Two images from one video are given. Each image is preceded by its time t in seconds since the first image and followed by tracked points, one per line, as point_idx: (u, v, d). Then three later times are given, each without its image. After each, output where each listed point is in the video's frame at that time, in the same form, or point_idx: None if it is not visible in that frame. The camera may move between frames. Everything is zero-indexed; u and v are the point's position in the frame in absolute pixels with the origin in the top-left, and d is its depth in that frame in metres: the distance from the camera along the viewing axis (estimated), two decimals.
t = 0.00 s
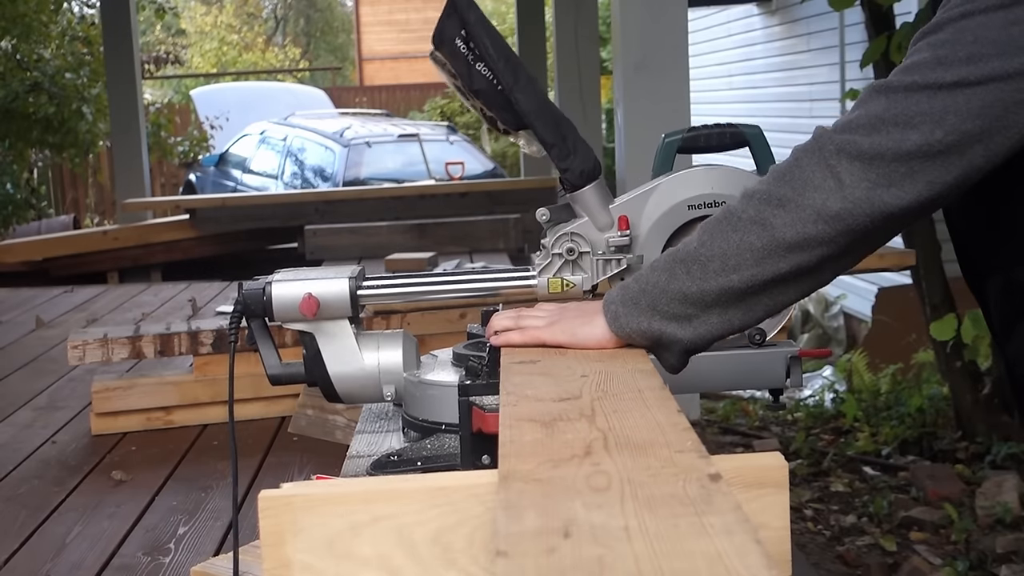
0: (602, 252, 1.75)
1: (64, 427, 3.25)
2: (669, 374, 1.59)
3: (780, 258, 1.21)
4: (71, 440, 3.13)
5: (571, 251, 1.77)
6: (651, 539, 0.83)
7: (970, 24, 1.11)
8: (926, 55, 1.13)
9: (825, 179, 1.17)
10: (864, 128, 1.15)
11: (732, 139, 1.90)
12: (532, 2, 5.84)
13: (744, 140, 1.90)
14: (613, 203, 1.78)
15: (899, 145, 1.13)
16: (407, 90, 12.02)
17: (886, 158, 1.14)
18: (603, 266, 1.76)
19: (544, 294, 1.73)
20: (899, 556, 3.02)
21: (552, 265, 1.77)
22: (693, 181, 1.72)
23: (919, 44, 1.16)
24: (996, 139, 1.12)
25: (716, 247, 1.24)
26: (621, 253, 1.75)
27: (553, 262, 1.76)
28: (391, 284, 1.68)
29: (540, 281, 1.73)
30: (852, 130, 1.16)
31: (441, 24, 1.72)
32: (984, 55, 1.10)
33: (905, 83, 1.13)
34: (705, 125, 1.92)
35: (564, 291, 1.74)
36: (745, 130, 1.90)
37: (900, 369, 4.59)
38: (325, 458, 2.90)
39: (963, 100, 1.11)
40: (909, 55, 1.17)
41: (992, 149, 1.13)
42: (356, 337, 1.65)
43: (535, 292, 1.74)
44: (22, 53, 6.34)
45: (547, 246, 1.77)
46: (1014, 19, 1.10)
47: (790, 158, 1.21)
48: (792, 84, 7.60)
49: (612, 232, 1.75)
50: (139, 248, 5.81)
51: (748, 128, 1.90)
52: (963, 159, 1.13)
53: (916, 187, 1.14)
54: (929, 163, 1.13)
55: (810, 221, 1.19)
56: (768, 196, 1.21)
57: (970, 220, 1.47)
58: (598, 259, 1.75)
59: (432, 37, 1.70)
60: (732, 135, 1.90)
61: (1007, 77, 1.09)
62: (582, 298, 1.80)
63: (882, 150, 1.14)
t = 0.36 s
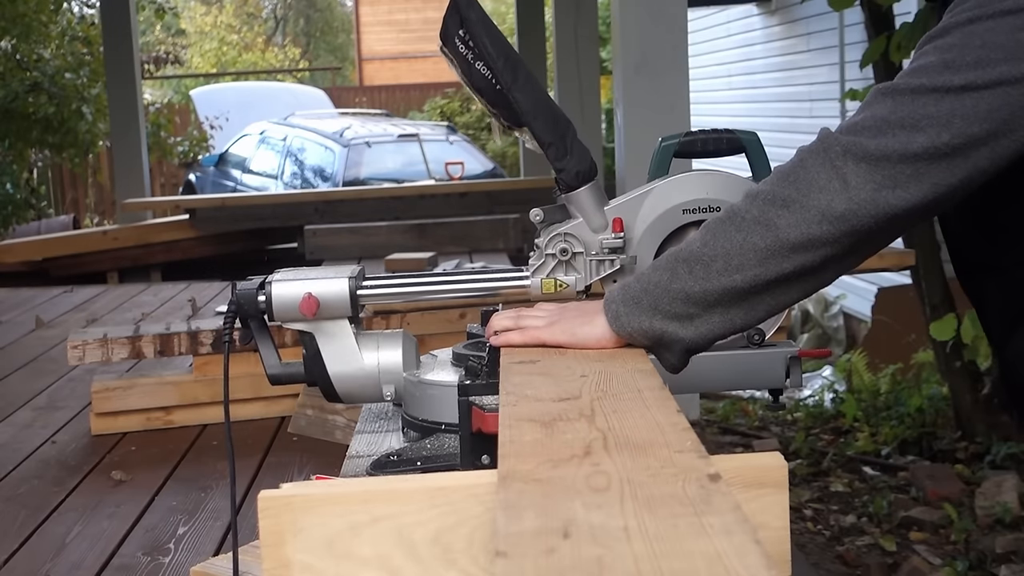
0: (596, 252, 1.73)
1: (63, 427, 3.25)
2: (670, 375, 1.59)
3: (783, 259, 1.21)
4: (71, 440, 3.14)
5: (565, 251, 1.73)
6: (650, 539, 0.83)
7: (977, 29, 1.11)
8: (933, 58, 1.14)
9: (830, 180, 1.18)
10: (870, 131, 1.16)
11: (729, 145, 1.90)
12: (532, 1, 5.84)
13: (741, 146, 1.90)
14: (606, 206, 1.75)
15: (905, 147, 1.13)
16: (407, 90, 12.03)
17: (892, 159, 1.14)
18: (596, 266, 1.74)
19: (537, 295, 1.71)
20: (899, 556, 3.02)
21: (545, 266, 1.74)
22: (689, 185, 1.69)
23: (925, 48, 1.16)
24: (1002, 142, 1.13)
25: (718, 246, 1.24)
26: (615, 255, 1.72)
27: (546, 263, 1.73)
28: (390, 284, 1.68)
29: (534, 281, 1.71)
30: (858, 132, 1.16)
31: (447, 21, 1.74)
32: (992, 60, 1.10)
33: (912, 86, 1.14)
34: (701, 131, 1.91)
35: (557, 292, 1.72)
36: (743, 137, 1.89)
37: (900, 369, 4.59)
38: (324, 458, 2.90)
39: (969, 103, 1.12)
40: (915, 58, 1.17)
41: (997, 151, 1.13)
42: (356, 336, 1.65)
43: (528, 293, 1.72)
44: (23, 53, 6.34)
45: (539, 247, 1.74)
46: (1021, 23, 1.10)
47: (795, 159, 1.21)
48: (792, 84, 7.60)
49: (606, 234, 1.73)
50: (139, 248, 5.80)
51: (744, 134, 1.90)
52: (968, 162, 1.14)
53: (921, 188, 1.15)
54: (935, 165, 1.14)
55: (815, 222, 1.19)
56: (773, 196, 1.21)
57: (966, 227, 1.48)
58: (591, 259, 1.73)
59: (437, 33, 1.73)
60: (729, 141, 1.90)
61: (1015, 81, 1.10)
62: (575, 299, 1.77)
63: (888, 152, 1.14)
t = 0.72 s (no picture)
0: (587, 253, 1.73)
1: (63, 427, 3.25)
2: (671, 374, 1.59)
3: (784, 260, 1.21)
4: (71, 440, 3.13)
5: (556, 251, 1.73)
6: (650, 539, 0.83)
7: (977, 31, 1.12)
8: (933, 59, 1.14)
9: (831, 181, 1.17)
10: (870, 131, 1.16)
11: (721, 144, 1.90)
12: (531, 1, 5.84)
13: (734, 146, 1.90)
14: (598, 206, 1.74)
15: (906, 149, 1.13)
16: (408, 90, 12.06)
17: (893, 160, 1.14)
18: (587, 266, 1.74)
19: (529, 295, 1.72)
20: (899, 556, 3.02)
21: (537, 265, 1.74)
22: (681, 186, 1.68)
23: (924, 48, 1.16)
24: (1001, 143, 1.13)
25: (718, 248, 1.24)
26: (606, 255, 1.72)
27: (537, 264, 1.73)
28: (390, 284, 1.68)
29: (526, 282, 1.71)
30: (858, 133, 1.16)
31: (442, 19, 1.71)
32: (992, 61, 1.11)
33: (912, 88, 1.14)
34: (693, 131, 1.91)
35: (548, 292, 1.73)
36: (734, 137, 1.89)
37: (901, 369, 4.60)
38: (324, 458, 2.90)
39: (971, 104, 1.12)
40: (915, 60, 1.17)
41: (998, 152, 1.14)
42: (356, 336, 1.65)
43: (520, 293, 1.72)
44: (23, 53, 6.34)
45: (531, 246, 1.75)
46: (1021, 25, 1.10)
47: (794, 160, 1.20)
48: (792, 84, 7.60)
49: (598, 235, 1.72)
50: (139, 248, 5.80)
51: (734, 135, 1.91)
52: (968, 163, 1.14)
53: (922, 189, 1.15)
54: (936, 166, 1.14)
55: (815, 223, 1.18)
56: (773, 197, 1.21)
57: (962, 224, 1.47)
58: (582, 260, 1.73)
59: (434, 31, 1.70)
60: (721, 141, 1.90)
61: (1015, 82, 1.10)
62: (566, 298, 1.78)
63: (889, 153, 1.14)
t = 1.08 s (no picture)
0: (572, 254, 1.72)
1: (63, 427, 3.25)
2: (671, 374, 1.59)
3: (782, 260, 1.21)
4: (71, 440, 3.14)
5: (541, 252, 1.73)
6: (650, 539, 0.83)
7: (977, 30, 1.12)
8: (932, 60, 1.14)
9: (829, 181, 1.17)
10: (870, 131, 1.16)
11: (708, 146, 1.90)
12: (531, 1, 5.83)
13: (719, 146, 1.91)
14: (584, 206, 1.73)
15: (905, 149, 1.14)
16: (408, 90, 12.07)
17: (892, 160, 1.14)
18: (573, 268, 1.74)
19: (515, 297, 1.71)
20: (899, 556, 3.02)
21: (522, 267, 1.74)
22: (665, 187, 1.68)
23: (923, 48, 1.17)
24: (999, 143, 1.14)
25: (717, 248, 1.24)
26: (592, 256, 1.71)
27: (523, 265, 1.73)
28: (390, 284, 1.68)
29: (511, 283, 1.70)
30: (858, 133, 1.16)
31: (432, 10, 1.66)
32: (992, 61, 1.11)
33: (911, 88, 1.14)
34: (680, 133, 1.91)
35: (535, 293, 1.72)
36: (720, 137, 1.90)
37: (901, 369, 4.60)
38: (324, 459, 2.90)
39: (970, 104, 1.12)
40: (914, 59, 1.17)
41: (996, 152, 1.14)
42: (355, 336, 1.65)
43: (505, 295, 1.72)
44: (23, 53, 6.34)
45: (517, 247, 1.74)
46: (1021, 25, 1.11)
47: (793, 160, 1.20)
48: (792, 84, 7.60)
49: (584, 235, 1.72)
50: (139, 248, 5.80)
51: (721, 136, 1.92)
52: (967, 163, 1.14)
53: (920, 189, 1.15)
54: (935, 166, 1.14)
55: (814, 224, 1.18)
56: (772, 197, 1.20)
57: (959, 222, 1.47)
58: (567, 261, 1.72)
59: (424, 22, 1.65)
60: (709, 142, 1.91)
61: (1014, 82, 1.10)
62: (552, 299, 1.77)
63: (888, 153, 1.14)
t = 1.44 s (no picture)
0: (559, 255, 1.72)
1: (63, 427, 3.25)
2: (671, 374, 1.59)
3: (780, 260, 1.21)
4: (71, 440, 3.13)
5: (528, 253, 1.72)
6: (650, 539, 0.83)
7: (975, 30, 1.12)
8: (931, 59, 1.14)
9: (827, 180, 1.17)
10: (867, 131, 1.16)
11: (693, 145, 1.93)
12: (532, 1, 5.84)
13: (705, 146, 1.95)
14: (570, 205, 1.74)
15: (903, 148, 1.14)
16: (408, 90, 12.08)
17: (890, 160, 1.14)
18: (560, 268, 1.73)
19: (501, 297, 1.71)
20: (899, 556, 3.02)
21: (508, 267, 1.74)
22: (651, 188, 1.69)
23: (921, 47, 1.16)
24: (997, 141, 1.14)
25: (716, 247, 1.24)
26: (579, 256, 1.71)
27: (510, 265, 1.73)
28: (390, 284, 1.67)
29: (497, 284, 1.71)
30: (856, 132, 1.16)
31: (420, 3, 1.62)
32: (991, 60, 1.11)
33: (909, 87, 1.14)
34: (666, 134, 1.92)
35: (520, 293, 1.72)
36: (707, 138, 1.94)
37: (901, 369, 4.60)
38: (324, 459, 2.90)
39: (968, 103, 1.12)
40: (912, 59, 1.17)
41: (993, 152, 1.14)
42: (355, 336, 1.65)
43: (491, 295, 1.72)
44: (22, 53, 6.34)
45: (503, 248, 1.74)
46: (1020, 24, 1.10)
47: (791, 160, 1.20)
48: (792, 84, 7.60)
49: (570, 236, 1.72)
50: (138, 248, 5.80)
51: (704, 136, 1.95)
52: (964, 162, 1.14)
53: (918, 189, 1.15)
54: (933, 166, 1.14)
55: (812, 224, 1.18)
56: (770, 197, 1.20)
57: (957, 221, 1.46)
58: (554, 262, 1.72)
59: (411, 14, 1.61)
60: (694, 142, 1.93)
61: (1013, 82, 1.11)
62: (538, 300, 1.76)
63: (886, 152, 1.14)
